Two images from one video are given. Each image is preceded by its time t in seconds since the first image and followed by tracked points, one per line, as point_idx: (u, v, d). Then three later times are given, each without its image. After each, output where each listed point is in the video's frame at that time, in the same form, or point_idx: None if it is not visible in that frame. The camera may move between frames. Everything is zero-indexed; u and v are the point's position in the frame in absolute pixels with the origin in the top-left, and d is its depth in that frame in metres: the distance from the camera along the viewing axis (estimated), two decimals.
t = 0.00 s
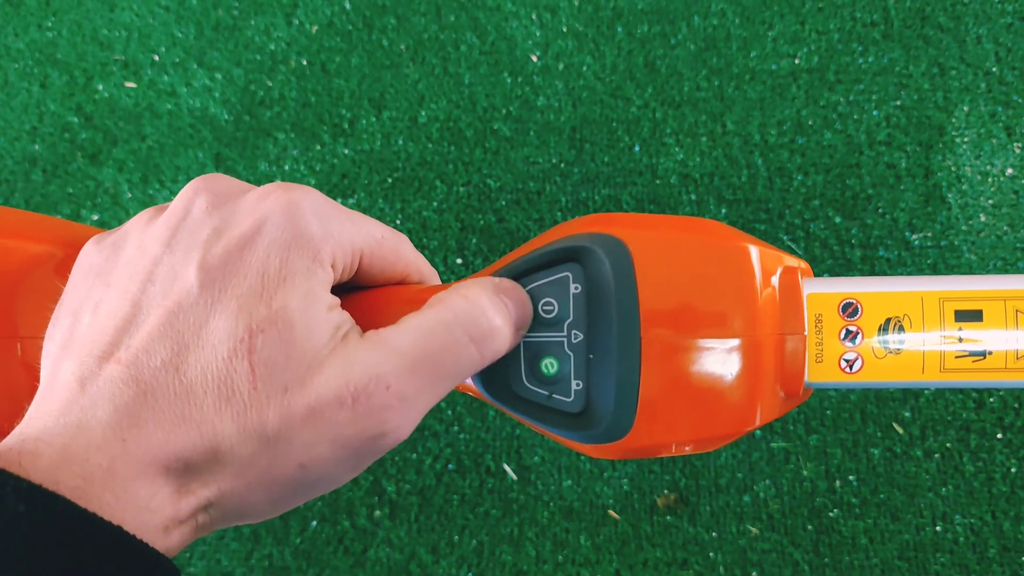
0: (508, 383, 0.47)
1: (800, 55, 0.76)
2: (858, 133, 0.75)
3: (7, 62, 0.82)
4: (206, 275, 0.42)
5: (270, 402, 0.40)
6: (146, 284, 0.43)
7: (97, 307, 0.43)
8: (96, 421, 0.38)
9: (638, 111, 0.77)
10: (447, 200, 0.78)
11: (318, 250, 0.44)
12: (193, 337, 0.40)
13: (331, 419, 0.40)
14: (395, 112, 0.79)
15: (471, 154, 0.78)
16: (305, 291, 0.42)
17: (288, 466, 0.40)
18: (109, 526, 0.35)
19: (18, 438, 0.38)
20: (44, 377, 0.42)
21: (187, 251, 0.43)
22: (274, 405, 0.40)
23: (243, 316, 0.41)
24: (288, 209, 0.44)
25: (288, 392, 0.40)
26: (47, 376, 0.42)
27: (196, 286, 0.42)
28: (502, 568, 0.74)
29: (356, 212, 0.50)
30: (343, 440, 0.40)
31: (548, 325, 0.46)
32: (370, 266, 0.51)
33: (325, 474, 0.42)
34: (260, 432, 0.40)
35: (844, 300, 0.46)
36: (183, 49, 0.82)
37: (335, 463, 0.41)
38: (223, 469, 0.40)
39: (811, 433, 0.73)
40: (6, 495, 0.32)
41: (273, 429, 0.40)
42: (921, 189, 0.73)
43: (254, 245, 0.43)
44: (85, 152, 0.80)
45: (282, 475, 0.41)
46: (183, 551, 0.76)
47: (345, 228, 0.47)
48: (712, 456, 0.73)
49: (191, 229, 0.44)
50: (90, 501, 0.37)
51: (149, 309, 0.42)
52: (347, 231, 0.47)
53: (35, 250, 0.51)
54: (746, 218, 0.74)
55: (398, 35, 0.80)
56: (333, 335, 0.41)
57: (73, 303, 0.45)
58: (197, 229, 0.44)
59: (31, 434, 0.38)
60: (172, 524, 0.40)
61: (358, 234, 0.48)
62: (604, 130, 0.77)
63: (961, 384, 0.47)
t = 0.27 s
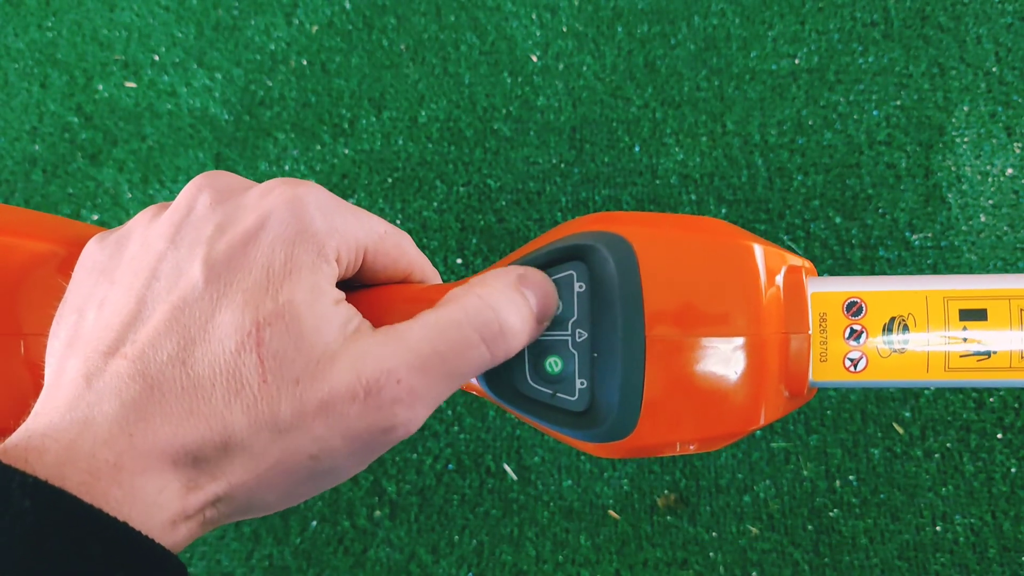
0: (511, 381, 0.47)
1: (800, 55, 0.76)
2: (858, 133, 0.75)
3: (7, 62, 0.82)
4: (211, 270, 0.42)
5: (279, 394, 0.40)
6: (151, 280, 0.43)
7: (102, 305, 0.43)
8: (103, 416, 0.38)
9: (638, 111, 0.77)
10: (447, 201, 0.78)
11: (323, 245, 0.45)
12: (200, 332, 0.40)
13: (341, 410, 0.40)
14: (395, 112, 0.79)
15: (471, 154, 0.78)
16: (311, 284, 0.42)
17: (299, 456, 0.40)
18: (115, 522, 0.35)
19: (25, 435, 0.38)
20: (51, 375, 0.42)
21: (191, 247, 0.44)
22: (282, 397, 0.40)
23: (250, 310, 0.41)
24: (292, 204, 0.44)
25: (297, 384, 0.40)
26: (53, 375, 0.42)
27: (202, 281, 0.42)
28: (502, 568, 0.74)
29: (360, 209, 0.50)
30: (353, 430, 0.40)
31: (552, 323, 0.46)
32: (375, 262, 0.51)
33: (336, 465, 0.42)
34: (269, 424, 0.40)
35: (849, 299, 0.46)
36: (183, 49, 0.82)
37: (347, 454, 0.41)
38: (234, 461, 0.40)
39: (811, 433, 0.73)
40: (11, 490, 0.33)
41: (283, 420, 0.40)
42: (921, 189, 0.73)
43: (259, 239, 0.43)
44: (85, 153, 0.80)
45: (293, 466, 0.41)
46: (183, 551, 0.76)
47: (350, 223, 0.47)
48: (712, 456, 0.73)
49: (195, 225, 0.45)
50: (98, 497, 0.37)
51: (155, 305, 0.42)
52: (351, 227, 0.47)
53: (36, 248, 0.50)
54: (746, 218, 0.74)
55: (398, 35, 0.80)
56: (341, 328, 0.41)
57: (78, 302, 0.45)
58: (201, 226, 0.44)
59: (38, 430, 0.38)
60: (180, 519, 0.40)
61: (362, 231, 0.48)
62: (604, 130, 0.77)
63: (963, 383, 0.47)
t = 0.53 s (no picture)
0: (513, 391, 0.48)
1: (800, 55, 0.76)
2: (858, 133, 0.75)
3: (7, 62, 0.82)
4: (219, 276, 0.42)
5: (289, 401, 0.40)
6: (157, 287, 0.43)
7: (108, 313, 0.43)
8: (111, 423, 0.38)
9: (638, 111, 0.77)
10: (447, 200, 0.77)
11: (329, 251, 0.44)
12: (208, 338, 0.41)
13: (353, 418, 0.40)
14: (395, 112, 0.79)
15: (471, 154, 0.78)
16: (320, 291, 0.42)
17: (310, 464, 0.41)
18: (121, 529, 0.35)
19: (32, 441, 0.38)
20: (56, 382, 0.42)
21: (197, 255, 0.43)
22: (293, 404, 0.40)
23: (258, 317, 0.41)
24: (297, 211, 0.44)
25: (309, 392, 0.40)
26: (58, 382, 0.42)
27: (209, 288, 0.42)
28: (502, 568, 0.74)
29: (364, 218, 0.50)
30: (363, 437, 0.40)
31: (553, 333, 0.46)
32: (377, 271, 0.51)
33: (345, 473, 0.42)
34: (280, 431, 0.40)
35: (848, 308, 0.46)
36: (183, 49, 0.82)
37: (358, 461, 0.41)
38: (245, 468, 0.40)
39: (811, 433, 0.73)
40: (18, 497, 0.33)
41: (295, 428, 0.40)
42: (921, 189, 0.73)
43: (265, 246, 0.43)
44: (85, 153, 0.80)
45: (304, 474, 0.41)
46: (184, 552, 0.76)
47: (354, 231, 0.47)
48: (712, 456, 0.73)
49: (199, 233, 0.45)
50: (106, 503, 0.37)
51: (161, 311, 0.42)
52: (355, 233, 0.47)
53: (39, 258, 0.51)
54: (746, 218, 0.74)
55: (398, 35, 0.80)
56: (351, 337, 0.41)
57: (82, 309, 0.45)
58: (207, 232, 0.44)
59: (45, 437, 0.38)
60: (187, 526, 0.40)
61: (365, 239, 0.48)
62: (604, 130, 0.77)
63: (964, 394, 0.47)
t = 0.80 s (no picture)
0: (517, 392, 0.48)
1: (800, 55, 0.76)
2: (858, 133, 0.75)
3: (7, 62, 0.82)
4: (216, 285, 0.42)
5: (273, 419, 0.40)
6: (156, 291, 0.43)
7: (107, 313, 0.43)
8: (100, 424, 0.38)
9: (638, 111, 0.77)
10: (447, 200, 0.78)
11: (328, 264, 0.44)
12: (201, 347, 0.41)
13: (336, 442, 0.40)
14: (395, 112, 0.79)
15: (472, 154, 0.78)
16: (315, 307, 0.42)
17: (287, 489, 0.40)
18: (108, 526, 0.35)
19: (21, 438, 0.38)
20: (51, 379, 0.42)
21: (198, 261, 0.44)
22: (277, 423, 0.40)
23: (252, 330, 0.41)
24: (299, 221, 0.44)
25: (293, 412, 0.40)
26: (54, 378, 0.42)
27: (206, 296, 0.42)
28: (502, 568, 0.74)
29: (369, 227, 0.50)
30: (345, 463, 0.40)
31: (558, 335, 0.46)
32: (380, 279, 0.51)
33: (329, 495, 0.41)
34: (261, 449, 0.40)
35: (851, 310, 0.46)
36: (183, 50, 0.82)
37: (335, 487, 0.41)
38: (221, 487, 0.40)
39: (811, 433, 0.73)
40: (5, 496, 0.33)
41: (276, 447, 0.40)
42: (921, 189, 0.73)
43: (265, 257, 0.43)
44: (85, 153, 0.80)
45: (280, 497, 0.40)
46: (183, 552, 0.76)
47: (356, 243, 0.47)
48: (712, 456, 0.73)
49: (202, 239, 0.45)
50: (89, 502, 0.36)
51: (158, 316, 0.42)
52: (357, 245, 0.47)
53: (46, 260, 0.50)
54: (746, 217, 0.74)
55: (398, 35, 0.80)
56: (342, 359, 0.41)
57: (83, 309, 0.45)
58: (209, 239, 0.44)
59: (33, 435, 0.38)
60: (168, 534, 0.39)
61: (368, 247, 0.48)
62: (604, 130, 0.77)
63: (966, 395, 0.47)
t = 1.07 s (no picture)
0: (518, 388, 0.48)
1: (800, 55, 0.76)
2: (858, 133, 0.75)
3: (7, 62, 0.82)
4: (215, 280, 0.42)
5: (271, 409, 0.40)
6: (155, 287, 0.43)
7: (107, 309, 0.43)
8: (100, 420, 0.38)
9: (638, 111, 0.77)
10: (447, 200, 0.77)
11: (328, 260, 0.45)
12: (200, 341, 0.41)
13: (332, 427, 0.40)
14: (395, 112, 0.79)
15: (471, 154, 0.78)
16: (313, 300, 0.42)
17: (286, 475, 0.40)
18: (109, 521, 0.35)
19: (22, 435, 0.38)
20: (51, 376, 0.42)
21: (197, 256, 0.44)
22: (275, 412, 0.40)
23: (250, 322, 0.41)
24: (301, 218, 0.45)
25: (290, 400, 0.40)
26: (54, 375, 0.42)
27: (205, 290, 0.42)
28: (502, 568, 0.74)
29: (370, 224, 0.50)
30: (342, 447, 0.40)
31: (558, 331, 0.46)
32: (381, 276, 0.51)
33: (327, 482, 0.42)
34: (260, 439, 0.40)
35: (851, 307, 0.46)
36: (183, 50, 0.82)
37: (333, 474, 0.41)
38: (220, 475, 0.40)
39: (811, 433, 0.73)
40: (9, 492, 0.32)
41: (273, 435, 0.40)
42: (921, 189, 0.73)
43: (264, 252, 0.43)
44: (85, 152, 0.80)
45: (279, 483, 0.41)
46: (183, 552, 0.76)
47: (356, 237, 0.47)
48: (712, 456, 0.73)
49: (202, 236, 0.45)
50: (91, 497, 0.36)
51: (157, 311, 0.42)
52: (358, 242, 0.48)
53: (49, 257, 0.51)
54: (746, 218, 0.74)
55: (398, 35, 0.80)
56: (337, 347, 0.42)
57: (82, 306, 0.45)
58: (209, 235, 0.45)
59: (34, 432, 0.38)
60: (171, 525, 0.39)
61: (369, 243, 0.49)
62: (604, 130, 0.77)
63: (968, 393, 0.46)
